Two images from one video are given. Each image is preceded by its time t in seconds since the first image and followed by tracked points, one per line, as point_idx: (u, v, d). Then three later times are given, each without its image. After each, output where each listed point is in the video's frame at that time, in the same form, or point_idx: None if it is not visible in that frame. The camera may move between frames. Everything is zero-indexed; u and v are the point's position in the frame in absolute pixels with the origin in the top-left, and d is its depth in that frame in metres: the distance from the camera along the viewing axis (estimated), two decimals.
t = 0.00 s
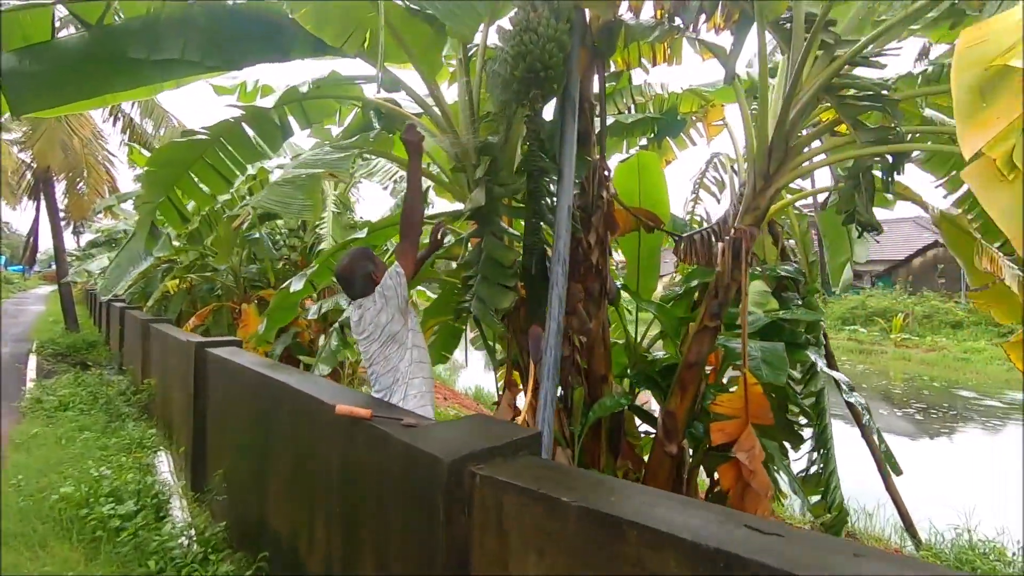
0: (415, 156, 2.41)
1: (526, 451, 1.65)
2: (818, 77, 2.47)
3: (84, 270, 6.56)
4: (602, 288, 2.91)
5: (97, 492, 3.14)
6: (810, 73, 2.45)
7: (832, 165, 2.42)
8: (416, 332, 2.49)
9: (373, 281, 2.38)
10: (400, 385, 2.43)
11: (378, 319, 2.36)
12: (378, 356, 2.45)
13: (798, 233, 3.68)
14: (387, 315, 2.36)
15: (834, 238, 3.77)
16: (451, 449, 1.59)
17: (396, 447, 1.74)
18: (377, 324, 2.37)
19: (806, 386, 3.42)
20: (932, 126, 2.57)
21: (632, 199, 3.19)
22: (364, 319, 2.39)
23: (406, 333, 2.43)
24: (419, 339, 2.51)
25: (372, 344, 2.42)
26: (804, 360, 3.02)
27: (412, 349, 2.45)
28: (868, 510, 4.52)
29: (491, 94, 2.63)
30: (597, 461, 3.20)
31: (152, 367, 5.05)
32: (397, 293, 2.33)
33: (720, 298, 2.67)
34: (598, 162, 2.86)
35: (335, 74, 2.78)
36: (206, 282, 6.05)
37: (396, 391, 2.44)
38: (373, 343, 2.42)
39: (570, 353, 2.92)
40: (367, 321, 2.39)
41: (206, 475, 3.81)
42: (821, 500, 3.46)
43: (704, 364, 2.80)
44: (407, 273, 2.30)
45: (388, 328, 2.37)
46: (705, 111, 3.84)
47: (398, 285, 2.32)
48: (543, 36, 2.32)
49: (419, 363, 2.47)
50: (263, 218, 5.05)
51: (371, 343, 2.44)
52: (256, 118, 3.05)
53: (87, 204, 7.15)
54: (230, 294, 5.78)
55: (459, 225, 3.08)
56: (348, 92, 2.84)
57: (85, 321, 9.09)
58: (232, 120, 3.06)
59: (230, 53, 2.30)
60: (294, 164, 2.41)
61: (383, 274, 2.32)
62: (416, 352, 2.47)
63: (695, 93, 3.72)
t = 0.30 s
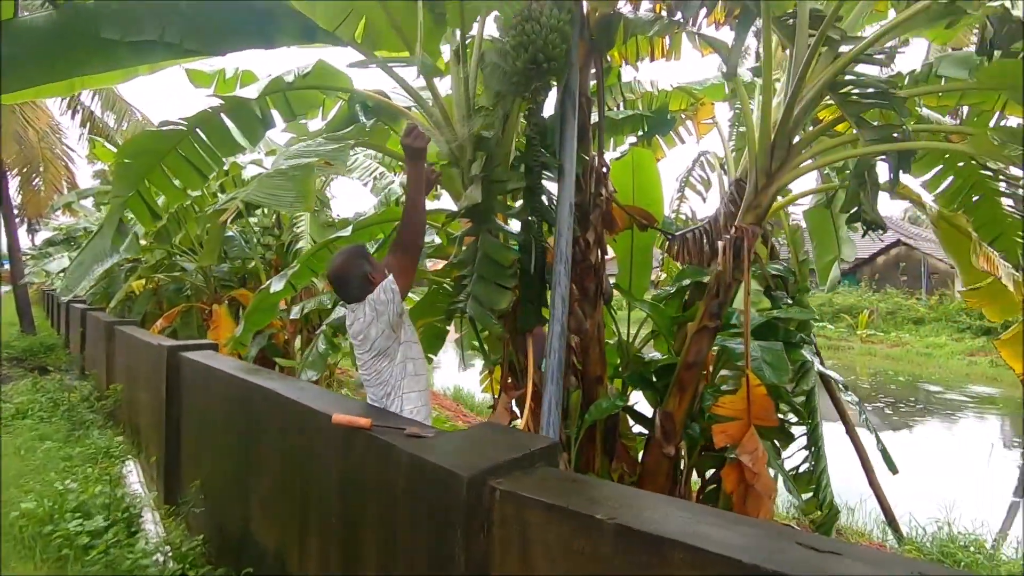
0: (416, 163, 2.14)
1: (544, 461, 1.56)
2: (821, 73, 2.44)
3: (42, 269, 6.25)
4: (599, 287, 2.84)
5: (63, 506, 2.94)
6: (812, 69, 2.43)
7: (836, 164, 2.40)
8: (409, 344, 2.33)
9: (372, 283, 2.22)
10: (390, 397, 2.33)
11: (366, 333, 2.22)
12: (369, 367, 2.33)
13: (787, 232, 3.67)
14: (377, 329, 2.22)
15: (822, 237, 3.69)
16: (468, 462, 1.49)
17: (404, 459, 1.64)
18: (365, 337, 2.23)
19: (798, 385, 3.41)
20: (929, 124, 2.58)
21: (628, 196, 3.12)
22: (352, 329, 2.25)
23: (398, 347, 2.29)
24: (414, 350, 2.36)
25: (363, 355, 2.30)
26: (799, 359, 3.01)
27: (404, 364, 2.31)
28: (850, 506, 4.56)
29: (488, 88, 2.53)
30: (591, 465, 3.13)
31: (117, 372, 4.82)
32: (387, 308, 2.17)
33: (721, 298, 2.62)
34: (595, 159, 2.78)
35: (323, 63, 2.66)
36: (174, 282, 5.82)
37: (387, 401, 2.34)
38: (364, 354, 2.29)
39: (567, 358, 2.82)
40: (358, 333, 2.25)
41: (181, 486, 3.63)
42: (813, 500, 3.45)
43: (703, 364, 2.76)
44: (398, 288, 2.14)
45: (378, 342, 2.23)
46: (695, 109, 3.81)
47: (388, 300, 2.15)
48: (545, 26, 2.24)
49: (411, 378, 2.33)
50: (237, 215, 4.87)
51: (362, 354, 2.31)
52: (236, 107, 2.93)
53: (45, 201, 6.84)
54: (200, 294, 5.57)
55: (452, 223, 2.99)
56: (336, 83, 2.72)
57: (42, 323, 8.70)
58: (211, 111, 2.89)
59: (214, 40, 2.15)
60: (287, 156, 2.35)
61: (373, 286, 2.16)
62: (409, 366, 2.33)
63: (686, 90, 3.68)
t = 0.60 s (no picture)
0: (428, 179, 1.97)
1: (556, 474, 1.47)
2: (819, 67, 2.40)
3: None
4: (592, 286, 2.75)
5: (19, 523, 2.74)
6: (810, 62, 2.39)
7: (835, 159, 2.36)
8: (402, 367, 2.14)
9: (368, 290, 2.06)
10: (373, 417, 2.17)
11: (354, 347, 2.05)
12: (358, 380, 2.16)
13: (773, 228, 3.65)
14: (366, 345, 2.03)
15: (804, 236, 3.63)
16: (476, 477, 1.40)
17: (404, 473, 1.54)
18: (352, 352, 2.06)
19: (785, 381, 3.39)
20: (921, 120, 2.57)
21: (617, 191, 3.05)
22: (341, 338, 2.09)
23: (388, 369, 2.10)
24: (408, 374, 2.16)
25: (352, 367, 2.13)
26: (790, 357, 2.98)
27: (393, 387, 2.12)
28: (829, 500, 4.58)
29: (478, 79, 2.43)
30: (581, 466, 3.06)
31: (75, 376, 4.58)
32: (376, 328, 1.98)
33: (716, 296, 2.56)
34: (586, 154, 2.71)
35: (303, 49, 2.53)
36: (137, 282, 5.59)
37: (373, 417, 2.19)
38: (352, 366, 2.13)
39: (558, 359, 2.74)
40: (347, 346, 2.07)
41: (147, 497, 3.44)
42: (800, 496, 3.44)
43: (698, 364, 2.70)
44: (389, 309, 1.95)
45: (365, 358, 2.05)
46: (680, 104, 3.76)
47: (378, 320, 1.97)
48: (541, 13, 2.16)
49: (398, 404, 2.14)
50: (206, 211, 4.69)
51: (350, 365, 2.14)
52: (208, 99, 2.73)
53: None
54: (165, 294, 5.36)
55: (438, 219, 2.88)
56: (317, 71, 2.59)
57: None
58: (178, 98, 2.70)
59: (188, 22, 2.00)
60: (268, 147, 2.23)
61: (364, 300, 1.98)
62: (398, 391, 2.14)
63: (672, 86, 3.63)
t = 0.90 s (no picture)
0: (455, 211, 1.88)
1: (567, 508, 1.38)
2: (822, 73, 2.34)
3: None
4: (590, 298, 2.67)
5: None
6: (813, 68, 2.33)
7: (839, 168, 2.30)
8: (398, 394, 2.06)
9: (364, 310, 1.94)
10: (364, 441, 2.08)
11: (350, 373, 1.94)
12: (351, 405, 2.04)
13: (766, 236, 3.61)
14: (364, 370, 1.93)
15: (796, 244, 3.58)
16: (483, 514, 1.31)
17: (403, 507, 1.44)
18: (348, 378, 1.95)
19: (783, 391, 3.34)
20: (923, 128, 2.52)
21: (613, 200, 2.98)
22: (334, 362, 1.97)
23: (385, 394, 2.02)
24: (404, 400, 2.08)
25: (345, 392, 2.01)
26: (789, 368, 2.93)
27: (388, 412, 2.04)
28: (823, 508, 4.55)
29: (473, 85, 2.34)
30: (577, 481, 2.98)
31: (48, 390, 4.40)
32: (380, 354, 1.90)
33: (717, 308, 2.50)
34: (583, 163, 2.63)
35: (289, 52, 2.42)
36: (113, 291, 5.41)
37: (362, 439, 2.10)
38: (346, 392, 2.01)
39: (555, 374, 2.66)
40: (342, 370, 1.95)
41: (124, 519, 3.29)
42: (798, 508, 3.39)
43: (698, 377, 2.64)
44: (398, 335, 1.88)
45: (363, 384, 1.94)
46: (673, 111, 3.70)
47: (383, 345, 1.89)
48: (539, 17, 2.07)
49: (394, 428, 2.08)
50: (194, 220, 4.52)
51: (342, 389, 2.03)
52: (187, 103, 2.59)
53: None
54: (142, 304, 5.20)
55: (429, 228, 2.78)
56: (304, 75, 2.49)
57: None
58: (156, 102, 2.57)
59: (165, 22, 1.89)
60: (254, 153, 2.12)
61: (368, 325, 1.88)
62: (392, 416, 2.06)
63: (664, 92, 3.57)
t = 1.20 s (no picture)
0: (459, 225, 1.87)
1: (576, 537, 1.32)
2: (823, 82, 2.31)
3: None
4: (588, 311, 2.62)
5: None
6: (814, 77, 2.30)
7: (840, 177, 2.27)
8: (390, 417, 1.98)
9: (352, 328, 1.88)
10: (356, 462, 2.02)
11: (340, 396, 1.88)
12: (340, 429, 1.97)
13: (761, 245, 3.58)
14: (354, 394, 1.86)
15: (791, 251, 3.56)
16: (490, 547, 1.23)
17: (402, 537, 1.37)
18: (337, 400, 1.89)
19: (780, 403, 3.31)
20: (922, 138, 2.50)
21: (612, 209, 2.93)
22: (322, 384, 1.90)
23: (377, 416, 1.95)
24: (396, 424, 2.00)
25: (335, 415, 1.95)
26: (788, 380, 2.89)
27: (381, 435, 1.97)
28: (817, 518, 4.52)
29: (468, 93, 2.28)
30: (573, 496, 2.92)
31: (24, 405, 4.26)
32: (372, 378, 1.83)
33: (717, 319, 2.47)
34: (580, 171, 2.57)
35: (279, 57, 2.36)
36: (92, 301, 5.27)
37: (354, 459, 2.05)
38: (336, 415, 1.95)
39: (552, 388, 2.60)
40: (331, 393, 1.89)
41: (103, 540, 3.17)
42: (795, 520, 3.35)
43: (698, 390, 2.60)
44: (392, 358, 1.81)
45: (353, 408, 1.88)
46: (668, 118, 3.65)
47: (376, 369, 1.82)
48: (538, 24, 2.01)
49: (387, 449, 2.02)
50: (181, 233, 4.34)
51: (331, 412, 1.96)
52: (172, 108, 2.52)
53: None
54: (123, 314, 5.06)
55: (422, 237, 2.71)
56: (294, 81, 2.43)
57: None
58: (138, 108, 2.50)
59: (148, 24, 1.81)
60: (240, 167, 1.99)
61: (358, 348, 1.81)
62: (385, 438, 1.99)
63: (659, 100, 3.52)
